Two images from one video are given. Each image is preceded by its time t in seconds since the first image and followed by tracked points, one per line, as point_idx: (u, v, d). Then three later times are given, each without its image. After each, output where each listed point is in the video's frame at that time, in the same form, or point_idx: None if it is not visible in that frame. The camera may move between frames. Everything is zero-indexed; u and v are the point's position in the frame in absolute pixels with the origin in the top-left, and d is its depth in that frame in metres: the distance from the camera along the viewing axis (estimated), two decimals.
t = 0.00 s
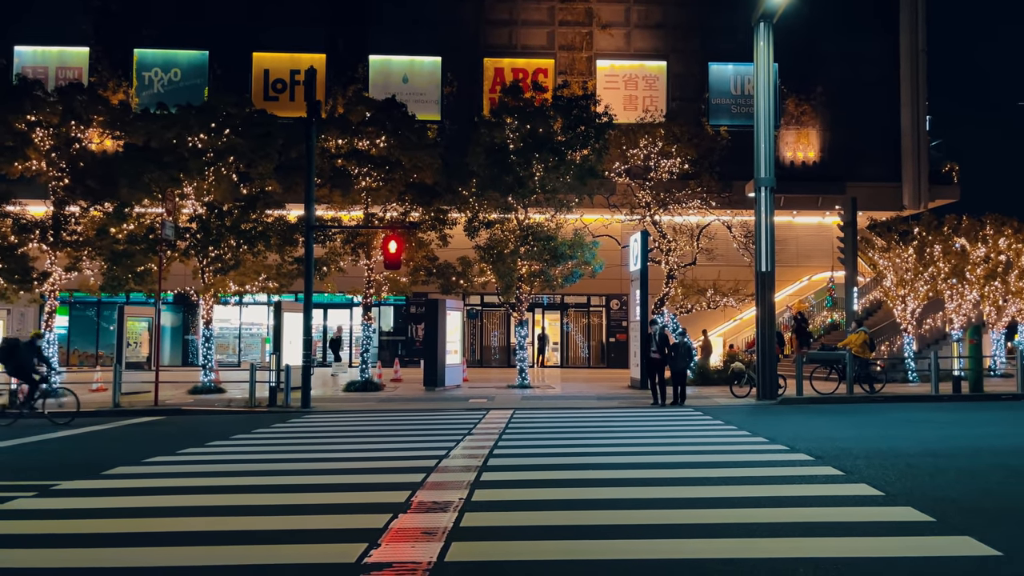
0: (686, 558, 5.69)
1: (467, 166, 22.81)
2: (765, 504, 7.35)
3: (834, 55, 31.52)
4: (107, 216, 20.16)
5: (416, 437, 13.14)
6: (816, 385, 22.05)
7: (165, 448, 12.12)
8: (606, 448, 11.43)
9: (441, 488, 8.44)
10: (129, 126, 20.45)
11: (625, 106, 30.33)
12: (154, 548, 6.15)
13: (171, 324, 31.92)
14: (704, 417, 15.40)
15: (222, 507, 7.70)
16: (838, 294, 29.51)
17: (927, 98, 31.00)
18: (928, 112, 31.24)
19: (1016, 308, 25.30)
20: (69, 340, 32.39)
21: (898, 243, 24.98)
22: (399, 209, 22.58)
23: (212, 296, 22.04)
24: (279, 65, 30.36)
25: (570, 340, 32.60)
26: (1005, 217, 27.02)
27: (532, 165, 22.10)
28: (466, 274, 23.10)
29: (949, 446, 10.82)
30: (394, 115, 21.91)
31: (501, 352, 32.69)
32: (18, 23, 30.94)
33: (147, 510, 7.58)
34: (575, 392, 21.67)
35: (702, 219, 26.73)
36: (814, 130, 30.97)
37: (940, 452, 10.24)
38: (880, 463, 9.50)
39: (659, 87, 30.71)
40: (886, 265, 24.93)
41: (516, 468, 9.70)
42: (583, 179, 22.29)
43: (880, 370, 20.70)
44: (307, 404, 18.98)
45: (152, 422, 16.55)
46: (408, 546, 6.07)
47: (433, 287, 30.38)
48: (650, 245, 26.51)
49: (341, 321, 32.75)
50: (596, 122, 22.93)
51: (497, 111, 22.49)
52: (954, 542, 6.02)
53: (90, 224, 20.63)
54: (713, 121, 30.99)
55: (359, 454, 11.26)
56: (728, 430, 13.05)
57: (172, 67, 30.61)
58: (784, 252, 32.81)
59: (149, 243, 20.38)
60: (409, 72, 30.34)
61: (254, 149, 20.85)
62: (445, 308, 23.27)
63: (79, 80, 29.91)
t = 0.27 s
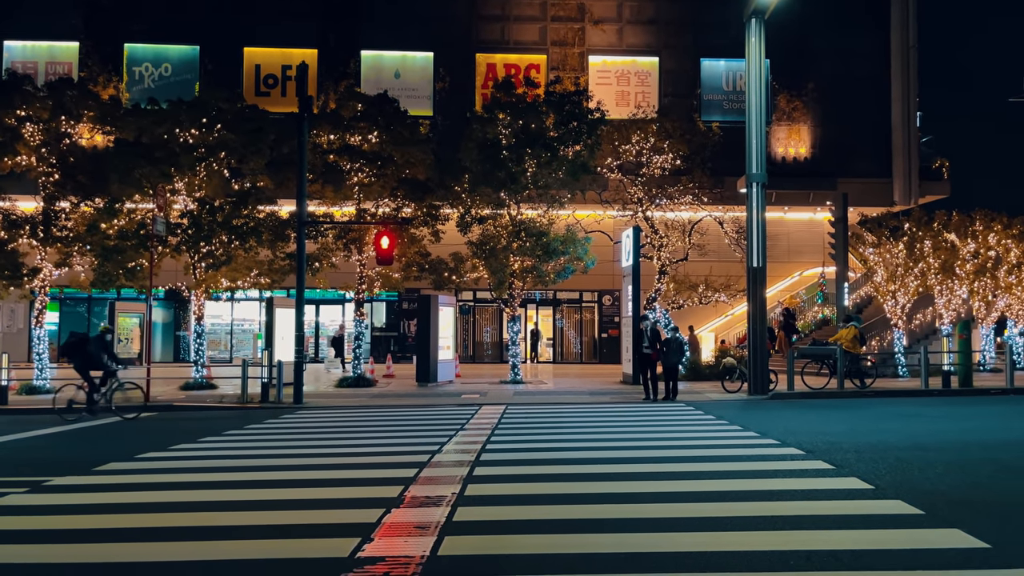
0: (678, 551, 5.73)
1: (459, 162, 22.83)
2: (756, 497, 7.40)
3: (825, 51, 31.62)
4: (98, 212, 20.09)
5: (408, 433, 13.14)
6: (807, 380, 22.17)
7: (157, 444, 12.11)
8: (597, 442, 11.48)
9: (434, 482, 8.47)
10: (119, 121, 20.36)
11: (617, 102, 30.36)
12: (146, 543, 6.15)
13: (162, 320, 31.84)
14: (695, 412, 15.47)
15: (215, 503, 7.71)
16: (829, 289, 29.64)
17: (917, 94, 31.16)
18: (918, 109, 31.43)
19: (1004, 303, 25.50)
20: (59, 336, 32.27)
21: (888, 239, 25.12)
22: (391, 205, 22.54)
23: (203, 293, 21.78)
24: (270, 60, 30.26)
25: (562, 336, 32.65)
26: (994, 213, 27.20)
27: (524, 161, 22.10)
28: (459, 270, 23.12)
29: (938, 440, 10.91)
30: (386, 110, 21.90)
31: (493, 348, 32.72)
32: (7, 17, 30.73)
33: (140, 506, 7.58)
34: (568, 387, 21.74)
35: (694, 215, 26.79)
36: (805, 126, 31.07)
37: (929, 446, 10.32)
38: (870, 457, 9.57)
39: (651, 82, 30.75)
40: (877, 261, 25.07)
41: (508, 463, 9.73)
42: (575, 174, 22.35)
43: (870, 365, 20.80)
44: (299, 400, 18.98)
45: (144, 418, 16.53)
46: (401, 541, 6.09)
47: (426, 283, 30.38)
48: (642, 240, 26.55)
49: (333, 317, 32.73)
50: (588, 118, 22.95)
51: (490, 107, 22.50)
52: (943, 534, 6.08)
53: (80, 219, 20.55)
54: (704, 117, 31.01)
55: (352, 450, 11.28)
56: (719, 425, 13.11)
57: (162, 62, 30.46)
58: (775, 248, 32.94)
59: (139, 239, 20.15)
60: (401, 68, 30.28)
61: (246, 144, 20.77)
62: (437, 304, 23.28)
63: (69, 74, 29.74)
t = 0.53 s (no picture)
0: (672, 548, 5.75)
1: (454, 159, 22.81)
2: (750, 494, 7.42)
3: (819, 48, 31.66)
4: (91, 209, 19.99)
5: (402, 430, 13.14)
6: (801, 376, 22.24)
7: (152, 441, 12.09)
8: (592, 439, 11.49)
9: (429, 480, 8.48)
10: (112, 118, 20.25)
11: (612, 98, 30.35)
12: (141, 542, 6.14)
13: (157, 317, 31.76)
14: (689, 408, 15.51)
15: (210, 501, 7.71)
16: (823, 285, 29.72)
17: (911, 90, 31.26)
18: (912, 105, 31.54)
19: (996, 300, 25.59)
20: (53, 333, 32.17)
21: (882, 235, 25.18)
22: (386, 201, 22.51)
23: (197, 290, 21.73)
24: (264, 56, 30.16)
25: (557, 332, 32.68)
26: (987, 209, 27.27)
27: (519, 157, 22.08)
28: (454, 267, 23.12)
29: (931, 436, 10.95)
30: (380, 106, 21.87)
31: (488, 345, 32.75)
32: None
33: (135, 504, 7.57)
34: (562, 384, 21.76)
35: (689, 211, 26.82)
36: (799, 122, 31.12)
37: (923, 442, 10.37)
38: (864, 453, 9.61)
39: (646, 79, 30.76)
40: (871, 257, 25.17)
41: (503, 460, 9.74)
42: (570, 171, 22.35)
43: (863, 361, 20.87)
44: (294, 397, 18.97)
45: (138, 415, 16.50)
46: (396, 538, 6.10)
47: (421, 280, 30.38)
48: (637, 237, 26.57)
49: (328, 314, 32.70)
50: (583, 115, 22.93)
51: (484, 104, 22.48)
52: (935, 530, 6.11)
53: (74, 216, 20.44)
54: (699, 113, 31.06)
55: (347, 447, 11.27)
56: (713, 422, 13.15)
57: (155, 58, 30.35)
58: (769, 244, 33.00)
59: (133, 236, 20.08)
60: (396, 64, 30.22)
61: (240, 141, 20.74)
62: (432, 301, 23.27)
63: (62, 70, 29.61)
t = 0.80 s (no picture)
0: (669, 545, 5.77)
1: (451, 155, 22.81)
2: (747, 491, 7.45)
3: (816, 44, 31.68)
4: (87, 206, 19.93)
5: (400, 427, 13.14)
6: (797, 373, 22.29)
7: (149, 438, 12.07)
8: (589, 436, 11.50)
9: (426, 477, 8.48)
10: (108, 114, 20.17)
11: (609, 95, 30.33)
12: (139, 540, 6.15)
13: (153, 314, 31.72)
14: (686, 405, 15.53)
15: (207, 498, 7.70)
16: (819, 282, 29.78)
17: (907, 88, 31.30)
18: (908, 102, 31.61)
19: (992, 296, 25.67)
20: (49, 330, 32.11)
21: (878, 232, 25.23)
22: (382, 198, 22.49)
23: (194, 286, 21.73)
24: (260, 52, 30.09)
25: (554, 329, 32.70)
26: (983, 206, 27.31)
27: (515, 154, 22.06)
28: (450, 263, 23.13)
29: (926, 432, 11.00)
30: (376, 103, 21.86)
31: (485, 341, 32.78)
32: None
33: (132, 501, 7.56)
34: (559, 380, 21.79)
35: (685, 208, 26.83)
36: (796, 119, 31.14)
37: (918, 439, 10.41)
38: (859, 450, 9.64)
39: (642, 75, 30.75)
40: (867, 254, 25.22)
41: (501, 457, 9.74)
42: (567, 168, 22.31)
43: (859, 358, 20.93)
44: (291, 394, 18.97)
45: (135, 413, 16.48)
46: (393, 536, 6.11)
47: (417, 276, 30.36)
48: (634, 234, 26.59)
49: (324, 311, 32.68)
50: (580, 112, 22.92)
51: (481, 100, 22.48)
52: (931, 527, 6.15)
53: (69, 213, 20.39)
54: (696, 111, 30.77)
55: (345, 444, 11.27)
56: (710, 418, 13.17)
57: (151, 54, 30.25)
58: (766, 241, 33.05)
59: (130, 233, 20.05)
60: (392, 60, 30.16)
61: (237, 138, 20.70)
62: (429, 298, 23.28)
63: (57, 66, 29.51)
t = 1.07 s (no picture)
0: (665, 540, 5.79)
1: (448, 152, 22.81)
2: (743, 487, 7.48)
3: (813, 41, 31.67)
4: (83, 202, 19.91)
5: (397, 423, 13.16)
6: (794, 369, 22.36)
7: (146, 435, 12.08)
8: (586, 432, 11.53)
9: (423, 473, 8.50)
10: (104, 111, 20.12)
11: (606, 91, 30.32)
12: (137, 536, 6.15)
13: (150, 311, 31.71)
14: (682, 401, 15.56)
15: (204, 495, 7.71)
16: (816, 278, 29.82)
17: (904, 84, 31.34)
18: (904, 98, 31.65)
19: (988, 292, 25.75)
20: (45, 326, 32.09)
21: (874, 229, 25.28)
22: (379, 194, 22.46)
23: (190, 283, 21.73)
24: (257, 48, 30.02)
25: (551, 326, 32.75)
26: (978, 202, 27.36)
27: (513, 150, 22.06)
28: (448, 260, 23.15)
29: (922, 429, 11.03)
30: (373, 99, 21.86)
31: (482, 338, 32.79)
32: None
33: (129, 498, 7.57)
34: (556, 377, 21.84)
35: (683, 205, 26.84)
36: (793, 116, 31.17)
37: (914, 435, 10.44)
38: (855, 446, 9.67)
39: (639, 72, 30.75)
40: (863, 251, 25.29)
41: (498, 453, 9.75)
42: (563, 165, 22.33)
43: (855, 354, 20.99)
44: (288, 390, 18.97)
45: (132, 409, 16.47)
46: (391, 532, 6.12)
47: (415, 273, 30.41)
48: (631, 230, 26.59)
49: (321, 307, 32.69)
50: (577, 108, 22.89)
51: (478, 97, 22.47)
52: (926, 522, 6.18)
53: (66, 209, 20.36)
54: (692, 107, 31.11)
55: (342, 441, 11.29)
56: (706, 415, 13.20)
57: (147, 50, 30.18)
58: (763, 238, 33.10)
59: (126, 229, 20.04)
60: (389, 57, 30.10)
61: (233, 134, 20.66)
62: (426, 294, 23.31)
63: (53, 62, 29.44)
